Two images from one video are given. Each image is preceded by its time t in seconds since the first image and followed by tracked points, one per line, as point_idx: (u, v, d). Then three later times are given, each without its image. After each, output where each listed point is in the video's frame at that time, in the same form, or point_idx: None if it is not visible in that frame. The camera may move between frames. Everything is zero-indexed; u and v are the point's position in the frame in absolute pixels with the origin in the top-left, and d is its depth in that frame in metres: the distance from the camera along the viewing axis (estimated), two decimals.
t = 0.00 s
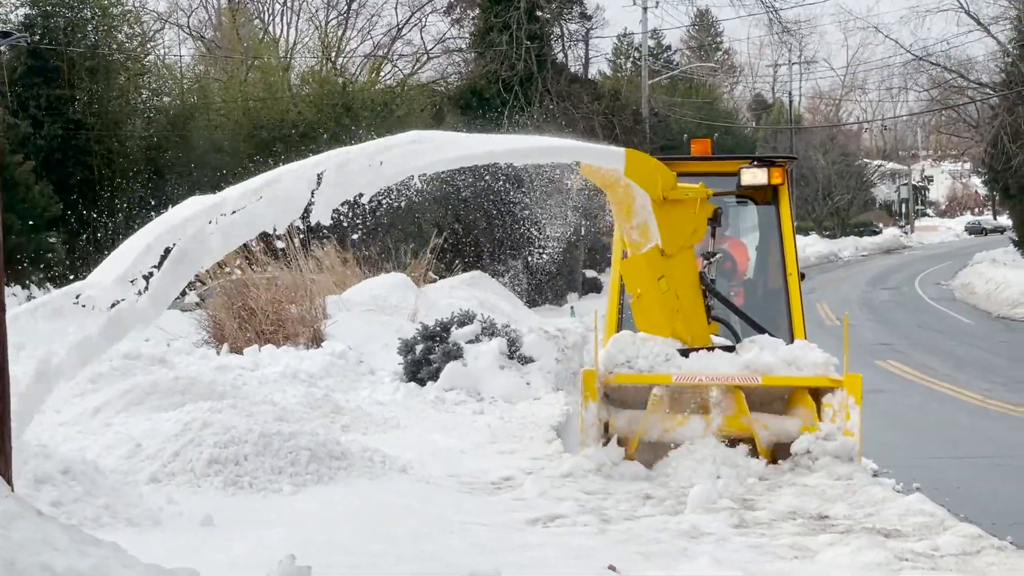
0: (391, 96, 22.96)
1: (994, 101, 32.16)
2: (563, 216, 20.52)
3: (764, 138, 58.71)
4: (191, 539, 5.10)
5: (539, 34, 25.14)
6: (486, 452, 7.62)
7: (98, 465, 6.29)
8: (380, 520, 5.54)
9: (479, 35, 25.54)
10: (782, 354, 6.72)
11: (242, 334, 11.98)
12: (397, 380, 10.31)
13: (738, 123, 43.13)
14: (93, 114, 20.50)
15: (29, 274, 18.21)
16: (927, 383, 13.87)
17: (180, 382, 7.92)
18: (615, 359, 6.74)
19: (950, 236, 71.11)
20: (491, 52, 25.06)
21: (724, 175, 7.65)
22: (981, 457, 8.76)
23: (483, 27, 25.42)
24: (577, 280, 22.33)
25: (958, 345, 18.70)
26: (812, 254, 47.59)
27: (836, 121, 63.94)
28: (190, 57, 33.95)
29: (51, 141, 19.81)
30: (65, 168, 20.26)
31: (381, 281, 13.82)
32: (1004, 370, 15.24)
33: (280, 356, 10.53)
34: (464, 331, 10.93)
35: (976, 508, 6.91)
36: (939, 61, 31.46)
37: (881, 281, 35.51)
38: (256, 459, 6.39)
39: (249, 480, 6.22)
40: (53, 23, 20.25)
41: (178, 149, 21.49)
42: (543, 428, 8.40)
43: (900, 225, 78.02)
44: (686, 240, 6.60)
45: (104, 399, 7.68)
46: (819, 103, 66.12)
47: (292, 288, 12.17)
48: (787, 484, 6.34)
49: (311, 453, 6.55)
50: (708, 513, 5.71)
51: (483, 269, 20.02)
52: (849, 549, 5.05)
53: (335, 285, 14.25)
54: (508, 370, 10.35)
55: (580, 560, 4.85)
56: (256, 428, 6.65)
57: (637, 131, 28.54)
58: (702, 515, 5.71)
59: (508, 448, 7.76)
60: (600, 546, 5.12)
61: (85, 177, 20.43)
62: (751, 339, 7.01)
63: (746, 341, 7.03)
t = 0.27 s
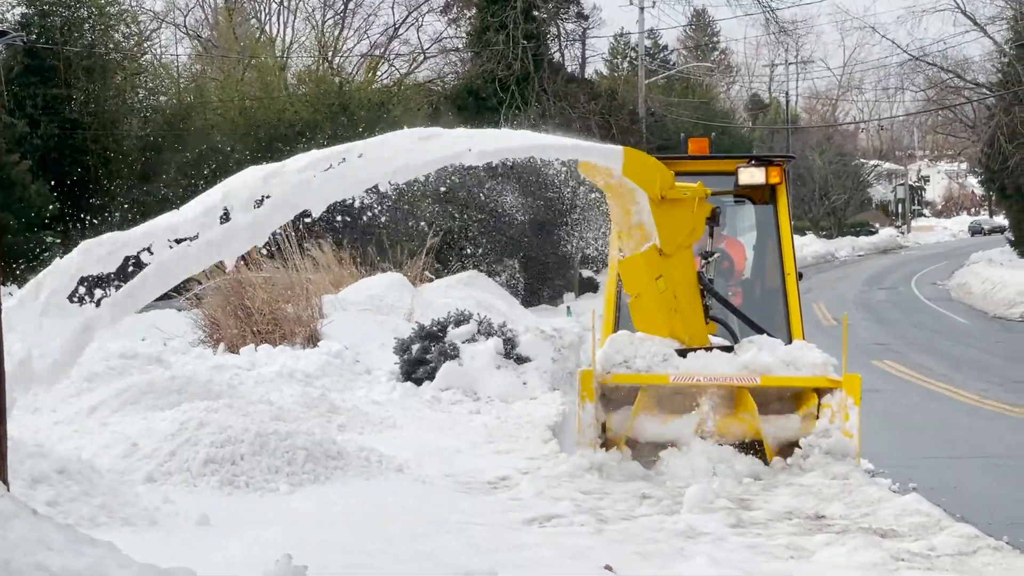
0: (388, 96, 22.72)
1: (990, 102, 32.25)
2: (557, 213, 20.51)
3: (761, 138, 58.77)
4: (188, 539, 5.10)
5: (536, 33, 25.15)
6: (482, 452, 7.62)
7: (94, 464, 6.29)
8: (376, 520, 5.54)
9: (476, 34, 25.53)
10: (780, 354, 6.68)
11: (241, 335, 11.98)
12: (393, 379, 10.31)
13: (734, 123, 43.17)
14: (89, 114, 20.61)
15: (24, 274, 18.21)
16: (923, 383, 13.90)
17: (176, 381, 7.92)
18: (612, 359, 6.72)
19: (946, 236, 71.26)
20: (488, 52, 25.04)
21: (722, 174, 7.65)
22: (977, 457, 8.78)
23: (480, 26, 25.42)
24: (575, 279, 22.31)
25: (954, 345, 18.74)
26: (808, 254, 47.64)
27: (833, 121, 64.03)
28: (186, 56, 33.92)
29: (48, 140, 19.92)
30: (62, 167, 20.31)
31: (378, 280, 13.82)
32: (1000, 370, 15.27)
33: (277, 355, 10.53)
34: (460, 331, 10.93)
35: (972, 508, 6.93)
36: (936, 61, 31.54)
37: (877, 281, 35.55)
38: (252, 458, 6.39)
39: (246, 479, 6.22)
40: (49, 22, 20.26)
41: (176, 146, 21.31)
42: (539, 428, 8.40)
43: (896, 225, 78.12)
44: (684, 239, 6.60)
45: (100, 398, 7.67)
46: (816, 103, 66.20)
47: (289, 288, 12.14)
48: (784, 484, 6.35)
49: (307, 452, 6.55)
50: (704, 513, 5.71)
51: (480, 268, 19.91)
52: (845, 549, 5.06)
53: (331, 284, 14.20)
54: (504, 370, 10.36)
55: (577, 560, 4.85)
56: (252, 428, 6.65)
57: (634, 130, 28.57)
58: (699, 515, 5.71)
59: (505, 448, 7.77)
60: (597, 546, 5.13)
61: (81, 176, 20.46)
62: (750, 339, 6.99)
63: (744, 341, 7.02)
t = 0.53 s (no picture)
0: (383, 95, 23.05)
1: (986, 102, 32.33)
2: (549, 208, 20.48)
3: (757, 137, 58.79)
4: (184, 538, 5.09)
5: (532, 32, 25.13)
6: (478, 451, 7.62)
7: (89, 463, 6.27)
8: (372, 518, 5.54)
9: (472, 33, 25.51)
10: (778, 354, 6.68)
11: (235, 332, 11.92)
12: (389, 378, 10.30)
13: (730, 122, 43.18)
14: (85, 113, 20.39)
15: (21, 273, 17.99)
16: (919, 383, 13.93)
17: (171, 380, 7.91)
18: (609, 359, 6.67)
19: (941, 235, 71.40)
20: (484, 51, 24.99)
21: (719, 172, 7.66)
22: (972, 457, 8.80)
23: (476, 25, 25.40)
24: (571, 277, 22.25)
25: (950, 345, 18.77)
26: (804, 253, 47.68)
27: (829, 121, 64.10)
28: (182, 55, 33.84)
29: (44, 138, 19.74)
30: (57, 166, 20.18)
31: (373, 279, 13.80)
32: (996, 370, 15.31)
33: (272, 354, 10.51)
34: (456, 330, 10.92)
35: (967, 508, 6.95)
36: (931, 61, 31.62)
37: (873, 281, 35.60)
38: (247, 457, 6.38)
39: (241, 479, 6.21)
40: (45, 20, 20.31)
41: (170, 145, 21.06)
42: (535, 427, 8.40)
43: (891, 225, 78.23)
44: (681, 238, 6.61)
45: (95, 397, 7.67)
46: (811, 103, 66.28)
47: (284, 286, 12.10)
48: (779, 483, 6.35)
49: (302, 451, 6.55)
50: (699, 513, 5.72)
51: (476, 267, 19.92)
52: (841, 548, 5.06)
53: (326, 283, 14.15)
54: (500, 369, 10.36)
55: (572, 560, 4.85)
56: (247, 427, 6.65)
57: (630, 130, 28.59)
58: (694, 514, 5.71)
59: (500, 447, 7.76)
60: (592, 545, 5.13)
61: (77, 175, 20.30)
62: (747, 339, 6.97)
63: (741, 341, 7.00)
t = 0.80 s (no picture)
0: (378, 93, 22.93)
1: (980, 101, 32.43)
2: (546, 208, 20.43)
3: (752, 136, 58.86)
4: (178, 537, 5.08)
5: (527, 31, 25.08)
6: (472, 450, 7.62)
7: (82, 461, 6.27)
8: (367, 516, 5.55)
9: (467, 32, 25.48)
10: (774, 353, 6.68)
11: (229, 330, 11.94)
12: (383, 377, 10.29)
13: (725, 121, 43.22)
14: (79, 110, 20.28)
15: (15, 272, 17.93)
16: (913, 382, 13.97)
17: (165, 377, 7.90)
18: (604, 358, 6.66)
19: (936, 234, 71.57)
20: (478, 49, 24.90)
21: (715, 170, 7.64)
22: (966, 456, 8.83)
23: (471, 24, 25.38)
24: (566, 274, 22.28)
25: (945, 343, 18.82)
26: (799, 252, 47.75)
27: (823, 120, 64.20)
28: (177, 53, 33.78)
29: (38, 136, 19.67)
30: (51, 164, 20.14)
31: (369, 277, 13.79)
32: (990, 368, 15.36)
33: (266, 353, 10.50)
34: (450, 328, 10.92)
35: (961, 507, 6.97)
36: (926, 60, 31.74)
37: (867, 280, 35.68)
38: (241, 455, 6.38)
39: (235, 477, 6.21)
40: (40, 18, 20.19)
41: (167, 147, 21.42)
42: (530, 426, 8.41)
43: (886, 224, 78.36)
44: (676, 236, 6.62)
45: (90, 395, 7.66)
46: (806, 102, 66.36)
47: (278, 284, 12.11)
48: (773, 482, 6.35)
49: (297, 449, 6.54)
50: (694, 511, 5.72)
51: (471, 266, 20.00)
52: (835, 547, 5.07)
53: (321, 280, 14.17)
54: (494, 368, 10.36)
55: (566, 558, 4.85)
56: (242, 425, 6.64)
57: (625, 128, 28.62)
58: (688, 513, 5.71)
59: (495, 445, 7.76)
60: (587, 544, 5.13)
61: (72, 173, 20.28)
62: (743, 338, 6.96)
63: (737, 340, 6.99)
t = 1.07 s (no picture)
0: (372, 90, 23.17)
1: (974, 100, 32.54)
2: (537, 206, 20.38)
3: (745, 134, 58.94)
4: (171, 534, 5.07)
5: (521, 28, 25.02)
6: (465, 447, 7.63)
7: (76, 458, 6.28)
8: (360, 514, 5.55)
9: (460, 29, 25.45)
10: (769, 352, 6.65)
11: (222, 328, 11.97)
12: (376, 374, 10.29)
13: (719, 119, 43.27)
14: (72, 107, 20.26)
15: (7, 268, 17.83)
16: (906, 380, 14.03)
17: (159, 375, 7.89)
18: (598, 356, 6.67)
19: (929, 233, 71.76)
20: (472, 47, 24.89)
21: (709, 168, 7.64)
22: (957, 453, 8.89)
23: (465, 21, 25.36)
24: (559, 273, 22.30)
25: (938, 342, 18.88)
26: (792, 251, 47.83)
27: (817, 118, 64.34)
28: (170, 50, 33.71)
29: (31, 133, 19.57)
30: (44, 161, 19.96)
31: (362, 275, 13.79)
32: (984, 367, 15.41)
33: (260, 350, 10.48)
34: (444, 326, 10.94)
35: (952, 505, 7.03)
36: (919, 58, 31.86)
37: (860, 278, 35.76)
38: (234, 453, 6.38)
39: (228, 474, 6.20)
40: (34, 14, 19.97)
41: (160, 144, 21.20)
42: (523, 423, 8.42)
43: (879, 222, 78.53)
44: (675, 232, 6.63)
45: (83, 393, 7.66)
46: (800, 100, 66.43)
47: (271, 281, 12.08)
48: (766, 480, 6.36)
49: (290, 447, 6.54)
50: (686, 509, 5.74)
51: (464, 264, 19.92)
52: (827, 545, 5.08)
53: (315, 278, 14.14)
54: (487, 365, 10.38)
55: (559, 556, 4.86)
56: (234, 422, 6.64)
57: (618, 127, 28.66)
58: (680, 511, 5.73)
59: (488, 443, 7.77)
60: (579, 542, 5.14)
61: (64, 169, 20.20)
62: (738, 338, 6.95)
63: (732, 339, 6.99)
